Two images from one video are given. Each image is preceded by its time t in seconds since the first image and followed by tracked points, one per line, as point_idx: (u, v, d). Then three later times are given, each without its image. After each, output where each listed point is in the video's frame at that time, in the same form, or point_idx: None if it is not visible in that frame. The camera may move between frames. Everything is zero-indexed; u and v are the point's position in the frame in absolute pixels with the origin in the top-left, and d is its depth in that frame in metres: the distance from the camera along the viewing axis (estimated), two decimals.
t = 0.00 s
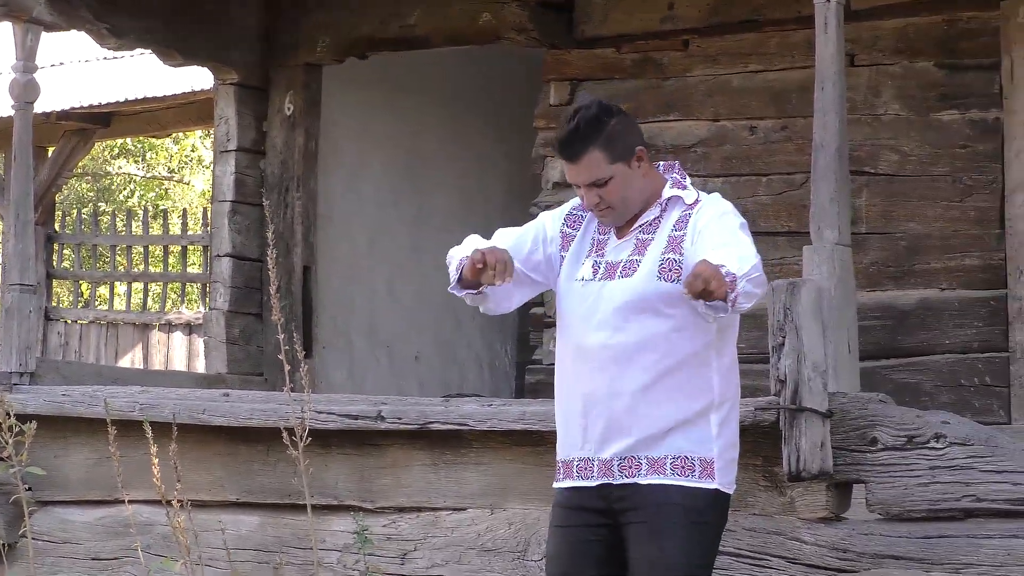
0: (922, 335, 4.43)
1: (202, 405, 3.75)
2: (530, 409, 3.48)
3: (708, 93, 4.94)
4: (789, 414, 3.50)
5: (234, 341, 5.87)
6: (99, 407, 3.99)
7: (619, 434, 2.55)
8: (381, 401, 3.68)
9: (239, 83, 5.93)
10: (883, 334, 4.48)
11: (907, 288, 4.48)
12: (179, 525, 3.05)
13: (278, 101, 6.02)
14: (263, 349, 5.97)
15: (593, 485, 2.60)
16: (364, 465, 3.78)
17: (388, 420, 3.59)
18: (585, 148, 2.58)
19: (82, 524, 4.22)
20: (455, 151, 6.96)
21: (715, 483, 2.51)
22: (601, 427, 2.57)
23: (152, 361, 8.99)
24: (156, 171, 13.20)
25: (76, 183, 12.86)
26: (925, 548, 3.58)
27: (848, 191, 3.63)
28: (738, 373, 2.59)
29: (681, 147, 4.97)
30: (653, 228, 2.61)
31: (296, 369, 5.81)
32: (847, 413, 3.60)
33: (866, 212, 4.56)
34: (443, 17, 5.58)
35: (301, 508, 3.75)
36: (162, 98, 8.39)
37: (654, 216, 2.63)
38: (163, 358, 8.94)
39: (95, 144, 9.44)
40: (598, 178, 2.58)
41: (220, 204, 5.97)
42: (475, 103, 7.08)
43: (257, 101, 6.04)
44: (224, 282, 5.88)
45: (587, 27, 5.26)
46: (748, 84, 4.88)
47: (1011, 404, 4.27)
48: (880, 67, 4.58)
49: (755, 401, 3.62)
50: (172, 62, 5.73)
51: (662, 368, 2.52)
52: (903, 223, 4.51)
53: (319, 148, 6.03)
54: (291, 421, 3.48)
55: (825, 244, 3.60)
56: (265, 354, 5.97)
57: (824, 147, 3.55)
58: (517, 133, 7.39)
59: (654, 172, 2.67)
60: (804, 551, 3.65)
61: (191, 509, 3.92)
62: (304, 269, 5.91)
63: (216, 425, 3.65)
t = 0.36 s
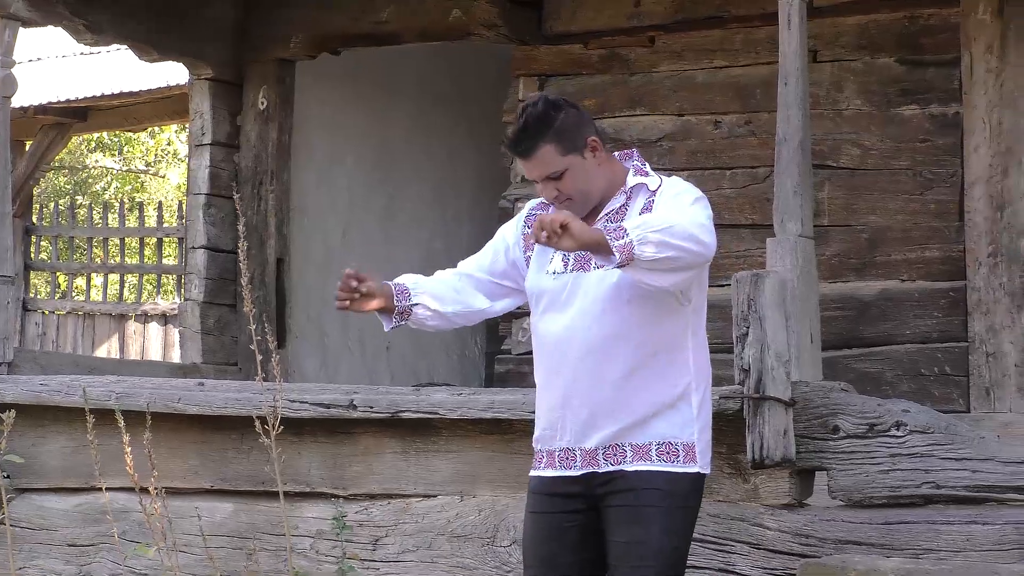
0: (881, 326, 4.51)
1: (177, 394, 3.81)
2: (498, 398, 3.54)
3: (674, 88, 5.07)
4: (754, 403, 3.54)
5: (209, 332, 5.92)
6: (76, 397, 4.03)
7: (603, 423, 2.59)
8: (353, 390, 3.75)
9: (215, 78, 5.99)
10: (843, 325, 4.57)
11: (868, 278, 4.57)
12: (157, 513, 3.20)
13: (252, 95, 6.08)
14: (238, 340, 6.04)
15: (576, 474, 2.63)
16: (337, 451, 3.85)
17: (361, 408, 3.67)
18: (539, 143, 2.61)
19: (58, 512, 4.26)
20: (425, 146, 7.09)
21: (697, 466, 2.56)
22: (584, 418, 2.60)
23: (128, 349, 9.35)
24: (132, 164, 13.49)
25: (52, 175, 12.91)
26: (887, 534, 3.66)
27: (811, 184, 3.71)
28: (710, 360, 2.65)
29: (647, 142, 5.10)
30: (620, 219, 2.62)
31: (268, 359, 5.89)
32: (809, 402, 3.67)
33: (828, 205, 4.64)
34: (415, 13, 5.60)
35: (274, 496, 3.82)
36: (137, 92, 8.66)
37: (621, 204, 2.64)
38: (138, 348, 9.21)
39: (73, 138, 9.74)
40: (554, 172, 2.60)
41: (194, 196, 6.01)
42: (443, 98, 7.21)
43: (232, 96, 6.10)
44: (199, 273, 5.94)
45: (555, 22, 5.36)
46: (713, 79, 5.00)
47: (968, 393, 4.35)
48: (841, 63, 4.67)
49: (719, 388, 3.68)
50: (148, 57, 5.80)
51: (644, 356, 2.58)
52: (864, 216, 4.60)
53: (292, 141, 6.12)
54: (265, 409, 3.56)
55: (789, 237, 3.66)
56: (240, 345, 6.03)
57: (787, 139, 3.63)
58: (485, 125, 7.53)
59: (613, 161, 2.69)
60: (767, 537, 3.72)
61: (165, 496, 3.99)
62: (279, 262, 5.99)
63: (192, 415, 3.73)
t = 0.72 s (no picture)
0: (843, 314, 4.59)
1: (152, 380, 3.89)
2: (468, 383, 3.62)
3: (639, 81, 5.15)
4: (717, 388, 3.62)
5: (184, 320, 5.99)
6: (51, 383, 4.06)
7: (562, 396, 2.66)
8: (325, 375, 3.82)
9: (188, 70, 6.05)
10: (805, 313, 4.64)
11: (830, 267, 4.65)
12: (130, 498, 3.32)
13: (224, 86, 6.15)
14: (212, 327, 6.12)
15: (529, 444, 2.69)
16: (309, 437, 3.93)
17: (332, 394, 3.74)
18: (561, 82, 2.73)
19: (35, 497, 4.29)
20: (395, 138, 7.16)
21: (647, 451, 2.67)
22: (544, 389, 2.67)
23: (104, 337, 9.64)
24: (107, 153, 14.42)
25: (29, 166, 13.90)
26: (848, 517, 3.74)
27: (774, 174, 3.79)
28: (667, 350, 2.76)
29: (613, 133, 5.17)
30: (598, 198, 2.76)
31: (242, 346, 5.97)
32: (772, 388, 3.75)
33: (790, 195, 4.72)
34: (385, 7, 5.68)
35: (248, 481, 3.89)
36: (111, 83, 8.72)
37: (601, 186, 2.78)
38: (115, 335, 9.51)
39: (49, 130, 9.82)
40: (562, 112, 2.71)
41: (169, 186, 6.07)
42: (416, 89, 7.28)
43: (206, 88, 6.15)
44: (173, 262, 6.00)
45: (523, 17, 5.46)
46: (678, 72, 5.08)
47: (928, 380, 4.43)
48: (802, 57, 4.75)
49: (684, 375, 3.76)
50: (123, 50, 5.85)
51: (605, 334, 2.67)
52: (826, 206, 4.68)
53: (265, 132, 6.21)
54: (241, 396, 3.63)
55: (751, 225, 3.73)
56: (214, 332, 6.11)
57: (751, 131, 3.70)
58: (459, 118, 7.57)
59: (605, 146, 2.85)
60: (730, 520, 3.80)
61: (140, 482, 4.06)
62: (252, 250, 6.09)
63: (166, 400, 3.81)
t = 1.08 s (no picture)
0: (807, 303, 4.68)
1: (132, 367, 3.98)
2: (442, 370, 3.70)
3: (609, 75, 5.24)
4: (685, 375, 3.70)
5: (163, 309, 6.06)
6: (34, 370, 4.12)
7: (524, 383, 2.74)
8: (302, 363, 3.91)
9: (167, 65, 6.11)
10: (771, 302, 4.73)
11: (795, 257, 4.74)
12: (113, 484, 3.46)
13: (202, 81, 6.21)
14: (191, 316, 6.21)
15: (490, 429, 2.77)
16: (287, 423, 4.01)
17: (308, 380, 3.83)
18: (553, 70, 2.88)
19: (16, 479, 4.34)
20: (373, 133, 7.25)
21: (607, 441, 2.74)
22: (506, 376, 2.75)
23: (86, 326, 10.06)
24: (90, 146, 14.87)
25: (12, 157, 14.41)
26: (813, 501, 3.83)
27: (740, 167, 3.87)
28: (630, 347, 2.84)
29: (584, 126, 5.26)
30: (568, 195, 2.84)
31: (220, 335, 6.05)
32: (739, 374, 3.84)
33: (757, 187, 4.81)
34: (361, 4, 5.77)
35: (227, 467, 3.98)
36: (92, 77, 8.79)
37: (573, 183, 2.86)
38: (96, 324, 9.96)
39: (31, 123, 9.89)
40: (554, 94, 2.84)
41: (148, 178, 6.13)
42: (394, 85, 7.36)
43: (186, 81, 6.22)
44: (152, 253, 6.07)
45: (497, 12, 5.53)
46: (648, 66, 5.17)
47: (889, 366, 4.51)
48: (769, 51, 4.84)
49: (654, 362, 3.84)
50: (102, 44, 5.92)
51: (568, 324, 2.75)
52: (791, 197, 4.76)
53: (242, 126, 6.29)
54: (217, 382, 3.70)
55: (718, 216, 3.81)
56: (193, 321, 6.19)
57: (718, 125, 3.79)
58: (436, 114, 7.64)
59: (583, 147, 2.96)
60: (697, 504, 3.89)
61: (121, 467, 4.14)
62: (229, 241, 6.17)
63: (146, 387, 3.89)
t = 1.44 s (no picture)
0: (770, 295, 4.82)
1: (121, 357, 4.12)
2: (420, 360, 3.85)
3: (580, 76, 5.39)
4: (654, 364, 3.86)
5: (151, 301, 6.20)
6: (27, 360, 4.24)
7: (517, 373, 2.85)
8: (285, 353, 4.05)
9: (155, 66, 6.25)
10: (736, 294, 4.88)
11: (758, 251, 4.88)
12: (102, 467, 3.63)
13: (189, 82, 6.35)
14: (178, 308, 6.34)
15: (482, 417, 2.87)
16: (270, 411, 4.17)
17: (291, 370, 3.98)
18: (525, 68, 2.97)
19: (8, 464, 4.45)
20: (354, 133, 7.40)
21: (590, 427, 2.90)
22: (501, 366, 2.86)
23: (76, 317, 10.45)
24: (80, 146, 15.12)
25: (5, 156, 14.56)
26: (776, 485, 3.99)
27: (706, 165, 4.03)
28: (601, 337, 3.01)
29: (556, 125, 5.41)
30: (545, 188, 2.92)
31: (206, 326, 6.19)
32: (705, 363, 4.00)
33: (722, 183, 4.93)
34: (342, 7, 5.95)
35: (213, 453, 4.12)
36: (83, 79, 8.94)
37: (547, 177, 2.94)
38: (87, 316, 10.39)
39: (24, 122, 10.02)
40: (525, 91, 2.93)
41: (137, 175, 6.28)
42: (374, 86, 7.50)
43: (171, 81, 6.36)
44: (141, 247, 6.22)
45: (472, 14, 5.67)
46: (618, 68, 5.32)
47: (850, 355, 4.66)
48: (734, 53, 4.97)
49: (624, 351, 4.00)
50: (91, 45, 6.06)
51: (555, 317, 2.89)
52: (755, 193, 4.90)
53: (227, 125, 6.44)
54: (204, 371, 3.85)
55: (686, 212, 3.98)
56: (181, 313, 6.33)
57: (685, 123, 3.95)
58: (414, 113, 7.79)
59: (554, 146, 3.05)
60: (666, 488, 4.05)
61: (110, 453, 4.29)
62: (216, 236, 6.33)
63: (135, 376, 4.04)
